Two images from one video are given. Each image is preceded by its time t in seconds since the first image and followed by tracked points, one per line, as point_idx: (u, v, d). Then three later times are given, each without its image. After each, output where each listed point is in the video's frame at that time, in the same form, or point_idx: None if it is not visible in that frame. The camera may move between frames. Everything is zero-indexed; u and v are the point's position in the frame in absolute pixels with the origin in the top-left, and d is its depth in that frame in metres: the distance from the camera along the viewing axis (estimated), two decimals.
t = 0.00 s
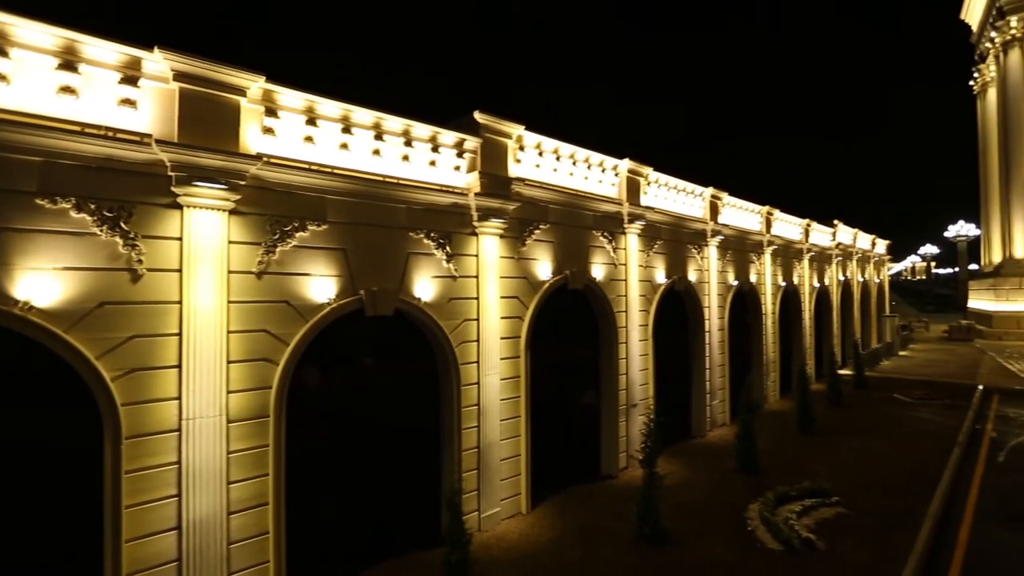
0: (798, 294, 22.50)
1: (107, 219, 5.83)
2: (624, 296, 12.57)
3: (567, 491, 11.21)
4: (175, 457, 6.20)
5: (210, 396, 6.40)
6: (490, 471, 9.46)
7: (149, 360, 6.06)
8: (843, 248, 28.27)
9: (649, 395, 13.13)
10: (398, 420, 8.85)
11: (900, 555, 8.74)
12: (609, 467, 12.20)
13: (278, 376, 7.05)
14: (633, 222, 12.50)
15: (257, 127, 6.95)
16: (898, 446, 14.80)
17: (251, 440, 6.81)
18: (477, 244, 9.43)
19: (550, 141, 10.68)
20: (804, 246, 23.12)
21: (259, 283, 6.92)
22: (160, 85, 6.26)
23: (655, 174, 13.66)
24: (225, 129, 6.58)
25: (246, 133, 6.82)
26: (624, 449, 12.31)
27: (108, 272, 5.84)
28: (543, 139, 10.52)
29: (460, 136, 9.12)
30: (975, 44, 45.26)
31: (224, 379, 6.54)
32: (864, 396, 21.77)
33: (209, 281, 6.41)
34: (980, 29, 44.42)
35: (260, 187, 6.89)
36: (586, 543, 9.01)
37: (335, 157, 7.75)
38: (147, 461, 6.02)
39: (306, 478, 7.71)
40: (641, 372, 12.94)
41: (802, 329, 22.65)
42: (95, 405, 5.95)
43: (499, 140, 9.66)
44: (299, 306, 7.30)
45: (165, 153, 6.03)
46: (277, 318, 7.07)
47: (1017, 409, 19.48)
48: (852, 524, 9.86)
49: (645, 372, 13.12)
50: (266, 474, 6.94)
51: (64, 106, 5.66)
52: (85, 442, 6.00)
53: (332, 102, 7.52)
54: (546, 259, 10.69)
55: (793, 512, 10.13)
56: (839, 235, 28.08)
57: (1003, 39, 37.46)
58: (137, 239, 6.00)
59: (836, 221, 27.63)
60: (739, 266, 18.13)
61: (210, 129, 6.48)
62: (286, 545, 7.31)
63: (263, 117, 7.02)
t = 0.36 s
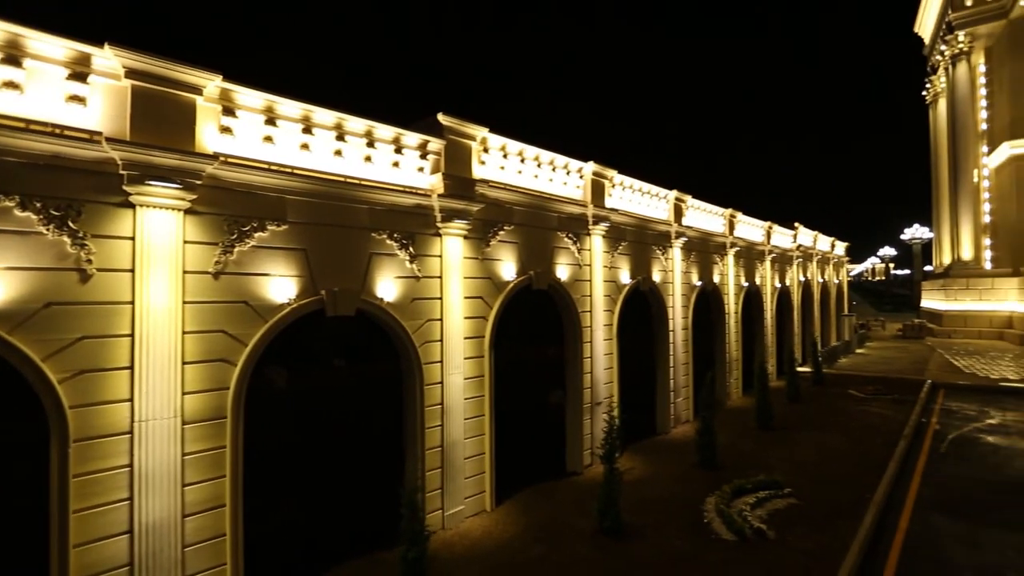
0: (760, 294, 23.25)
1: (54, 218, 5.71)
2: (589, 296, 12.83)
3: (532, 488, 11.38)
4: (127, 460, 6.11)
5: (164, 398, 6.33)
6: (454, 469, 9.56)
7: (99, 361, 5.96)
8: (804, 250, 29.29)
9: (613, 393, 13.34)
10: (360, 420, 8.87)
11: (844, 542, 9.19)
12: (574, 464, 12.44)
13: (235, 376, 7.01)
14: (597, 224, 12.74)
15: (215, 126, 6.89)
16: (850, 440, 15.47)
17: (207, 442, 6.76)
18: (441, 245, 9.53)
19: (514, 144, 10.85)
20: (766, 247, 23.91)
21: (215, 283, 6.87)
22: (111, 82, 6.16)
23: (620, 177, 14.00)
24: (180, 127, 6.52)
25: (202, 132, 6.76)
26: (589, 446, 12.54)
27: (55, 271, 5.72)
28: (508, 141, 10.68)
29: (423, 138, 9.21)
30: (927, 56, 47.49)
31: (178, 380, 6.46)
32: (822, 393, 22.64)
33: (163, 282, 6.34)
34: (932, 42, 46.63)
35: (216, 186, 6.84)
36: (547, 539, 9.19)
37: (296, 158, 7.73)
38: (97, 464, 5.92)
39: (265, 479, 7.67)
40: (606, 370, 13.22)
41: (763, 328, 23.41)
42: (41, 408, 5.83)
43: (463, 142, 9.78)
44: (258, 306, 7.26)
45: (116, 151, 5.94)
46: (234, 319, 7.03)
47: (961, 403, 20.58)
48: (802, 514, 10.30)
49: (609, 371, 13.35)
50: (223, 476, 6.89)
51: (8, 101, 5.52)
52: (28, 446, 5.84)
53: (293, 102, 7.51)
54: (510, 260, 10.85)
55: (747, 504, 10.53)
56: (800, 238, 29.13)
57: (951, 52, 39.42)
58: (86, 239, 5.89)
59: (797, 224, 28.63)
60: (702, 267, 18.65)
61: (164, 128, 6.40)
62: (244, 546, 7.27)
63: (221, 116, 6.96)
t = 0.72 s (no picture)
0: (724, 294, 23.92)
1: None
2: (554, 296, 13.04)
3: (497, 486, 11.52)
4: (75, 463, 5.98)
5: (115, 400, 6.22)
6: (418, 469, 9.62)
7: (46, 363, 5.83)
8: (767, 251, 30.23)
9: (578, 392, 13.58)
10: (323, 420, 8.84)
11: (793, 531, 9.62)
12: (539, 462, 12.62)
13: (191, 378, 6.93)
14: (562, 225, 12.96)
15: (170, 125, 6.80)
16: (805, 434, 16.10)
17: (161, 444, 6.66)
18: (405, 246, 9.58)
19: (479, 145, 10.97)
20: (730, 248, 24.61)
21: (170, 283, 6.78)
22: (57, 77, 6.01)
23: (586, 179, 14.22)
24: (132, 125, 6.41)
25: (156, 130, 6.66)
26: (554, 444, 12.75)
27: None
28: (473, 142, 10.79)
29: (386, 139, 9.25)
30: (884, 67, 49.61)
31: (130, 382, 6.36)
32: (782, 389, 23.45)
33: (114, 281, 6.22)
34: (888, 52, 48.73)
35: (171, 185, 6.74)
36: (510, 535, 9.34)
37: (255, 157, 7.68)
38: (43, 468, 5.78)
39: (223, 481, 7.59)
40: (572, 369, 13.46)
41: (727, 327, 24.09)
42: None
43: (427, 143, 9.85)
44: (215, 306, 7.19)
45: (63, 148, 5.80)
46: (190, 320, 6.94)
47: (910, 398, 21.62)
48: (757, 505, 10.72)
49: (575, 369, 13.57)
50: (177, 478, 6.80)
51: None
52: None
53: (251, 101, 7.47)
54: (475, 260, 10.95)
55: (704, 497, 10.89)
56: (763, 239, 30.06)
57: (905, 63, 41.27)
58: (31, 238, 5.74)
59: (760, 226, 29.54)
60: (668, 268, 19.11)
61: (114, 125, 6.28)
62: (200, 549, 7.18)
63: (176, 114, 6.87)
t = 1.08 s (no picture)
0: (690, 294, 24.51)
1: None
2: (521, 296, 13.20)
3: (464, 485, 11.61)
4: (19, 468, 5.82)
5: (63, 402, 6.07)
6: (382, 468, 9.63)
7: None
8: (733, 252, 31.07)
9: (544, 390, 13.77)
10: (285, 421, 8.78)
11: (746, 522, 10.01)
12: (506, 460, 12.76)
13: (144, 379, 6.82)
14: (528, 226, 13.13)
15: (122, 122, 6.67)
16: (764, 429, 16.68)
17: (111, 447, 6.54)
18: (368, 246, 9.58)
19: (444, 146, 11.04)
20: (696, 249, 25.22)
21: (122, 284, 6.66)
22: None
23: (553, 180, 14.42)
24: (82, 122, 6.27)
25: (107, 128, 6.53)
26: (521, 442, 12.91)
27: None
28: (438, 143, 10.87)
29: (349, 139, 9.24)
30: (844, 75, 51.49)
31: (79, 384, 6.22)
32: (745, 386, 24.18)
33: (61, 281, 6.08)
34: (848, 62, 50.61)
35: (123, 183, 6.62)
36: (474, 532, 9.45)
37: (212, 156, 7.58)
38: None
39: (181, 484, 7.47)
40: (538, 368, 13.65)
41: (693, 326, 24.70)
42: None
43: (391, 143, 9.87)
44: (170, 306, 7.08)
45: (7, 144, 5.64)
46: (144, 320, 6.83)
47: (863, 393, 22.59)
48: (714, 498, 11.10)
49: (541, 368, 13.77)
50: (129, 482, 6.69)
51: None
52: None
53: (208, 98, 7.39)
54: (441, 260, 11.02)
55: (664, 492, 11.21)
56: (729, 240, 30.87)
57: (864, 73, 42.95)
58: None
59: (726, 228, 30.34)
60: (635, 268, 19.51)
61: (62, 122, 6.14)
62: (153, 554, 7.07)
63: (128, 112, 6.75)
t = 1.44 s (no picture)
0: (658, 295, 25.02)
1: None
2: (487, 296, 13.31)
3: (429, 484, 11.65)
4: None
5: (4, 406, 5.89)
6: (345, 469, 9.60)
7: None
8: (700, 254, 31.82)
9: (511, 390, 13.91)
10: (245, 423, 8.68)
11: (704, 515, 10.34)
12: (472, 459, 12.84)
13: (93, 381, 6.66)
14: (495, 227, 13.26)
15: (71, 119, 6.51)
16: (726, 426, 17.19)
17: (58, 452, 6.37)
18: (331, 246, 9.54)
19: (410, 147, 11.08)
20: (663, 251, 25.76)
21: (70, 284, 6.49)
22: None
23: (520, 182, 14.58)
24: (27, 118, 6.10)
25: (54, 124, 6.36)
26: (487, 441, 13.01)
27: None
28: (403, 144, 10.91)
29: (312, 139, 9.19)
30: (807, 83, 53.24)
31: (23, 387, 6.05)
32: (710, 385, 24.81)
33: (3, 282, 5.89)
34: (810, 71, 52.38)
35: (71, 181, 6.46)
36: (437, 531, 9.51)
37: (168, 154, 7.46)
38: None
39: (135, 489, 7.32)
40: (505, 368, 13.79)
41: (660, 326, 25.21)
42: None
43: (354, 144, 9.86)
44: (122, 307, 6.94)
45: None
46: (94, 322, 6.69)
47: (821, 390, 23.48)
48: (674, 493, 11.43)
49: (508, 368, 13.90)
50: (78, 487, 6.53)
51: None
52: None
53: (163, 96, 7.27)
54: (406, 261, 11.04)
55: (626, 488, 11.47)
56: (696, 242, 31.62)
57: (825, 81, 44.51)
58: None
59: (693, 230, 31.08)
60: (603, 269, 19.83)
61: (5, 117, 5.95)
62: (103, 560, 6.91)
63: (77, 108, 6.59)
